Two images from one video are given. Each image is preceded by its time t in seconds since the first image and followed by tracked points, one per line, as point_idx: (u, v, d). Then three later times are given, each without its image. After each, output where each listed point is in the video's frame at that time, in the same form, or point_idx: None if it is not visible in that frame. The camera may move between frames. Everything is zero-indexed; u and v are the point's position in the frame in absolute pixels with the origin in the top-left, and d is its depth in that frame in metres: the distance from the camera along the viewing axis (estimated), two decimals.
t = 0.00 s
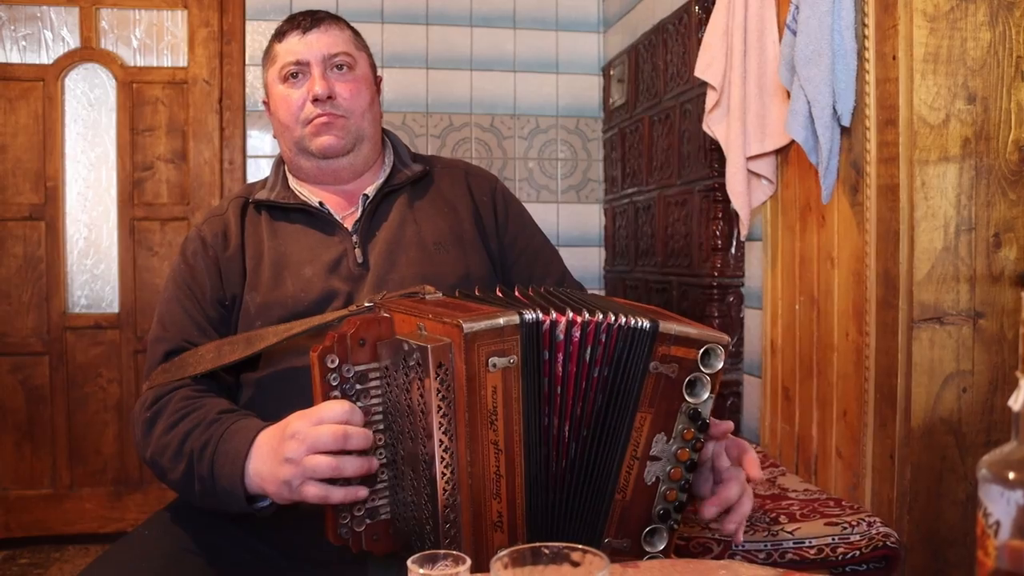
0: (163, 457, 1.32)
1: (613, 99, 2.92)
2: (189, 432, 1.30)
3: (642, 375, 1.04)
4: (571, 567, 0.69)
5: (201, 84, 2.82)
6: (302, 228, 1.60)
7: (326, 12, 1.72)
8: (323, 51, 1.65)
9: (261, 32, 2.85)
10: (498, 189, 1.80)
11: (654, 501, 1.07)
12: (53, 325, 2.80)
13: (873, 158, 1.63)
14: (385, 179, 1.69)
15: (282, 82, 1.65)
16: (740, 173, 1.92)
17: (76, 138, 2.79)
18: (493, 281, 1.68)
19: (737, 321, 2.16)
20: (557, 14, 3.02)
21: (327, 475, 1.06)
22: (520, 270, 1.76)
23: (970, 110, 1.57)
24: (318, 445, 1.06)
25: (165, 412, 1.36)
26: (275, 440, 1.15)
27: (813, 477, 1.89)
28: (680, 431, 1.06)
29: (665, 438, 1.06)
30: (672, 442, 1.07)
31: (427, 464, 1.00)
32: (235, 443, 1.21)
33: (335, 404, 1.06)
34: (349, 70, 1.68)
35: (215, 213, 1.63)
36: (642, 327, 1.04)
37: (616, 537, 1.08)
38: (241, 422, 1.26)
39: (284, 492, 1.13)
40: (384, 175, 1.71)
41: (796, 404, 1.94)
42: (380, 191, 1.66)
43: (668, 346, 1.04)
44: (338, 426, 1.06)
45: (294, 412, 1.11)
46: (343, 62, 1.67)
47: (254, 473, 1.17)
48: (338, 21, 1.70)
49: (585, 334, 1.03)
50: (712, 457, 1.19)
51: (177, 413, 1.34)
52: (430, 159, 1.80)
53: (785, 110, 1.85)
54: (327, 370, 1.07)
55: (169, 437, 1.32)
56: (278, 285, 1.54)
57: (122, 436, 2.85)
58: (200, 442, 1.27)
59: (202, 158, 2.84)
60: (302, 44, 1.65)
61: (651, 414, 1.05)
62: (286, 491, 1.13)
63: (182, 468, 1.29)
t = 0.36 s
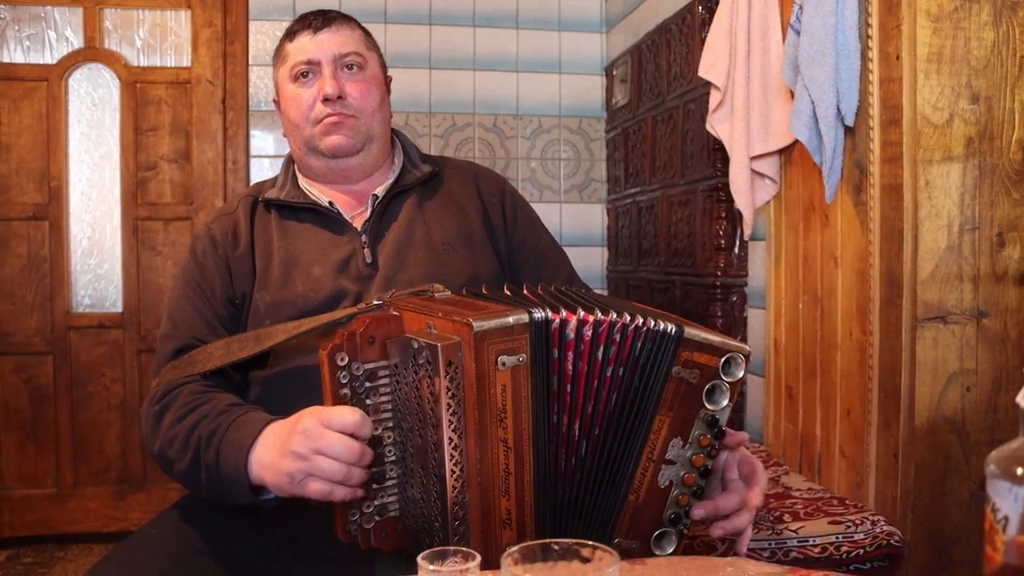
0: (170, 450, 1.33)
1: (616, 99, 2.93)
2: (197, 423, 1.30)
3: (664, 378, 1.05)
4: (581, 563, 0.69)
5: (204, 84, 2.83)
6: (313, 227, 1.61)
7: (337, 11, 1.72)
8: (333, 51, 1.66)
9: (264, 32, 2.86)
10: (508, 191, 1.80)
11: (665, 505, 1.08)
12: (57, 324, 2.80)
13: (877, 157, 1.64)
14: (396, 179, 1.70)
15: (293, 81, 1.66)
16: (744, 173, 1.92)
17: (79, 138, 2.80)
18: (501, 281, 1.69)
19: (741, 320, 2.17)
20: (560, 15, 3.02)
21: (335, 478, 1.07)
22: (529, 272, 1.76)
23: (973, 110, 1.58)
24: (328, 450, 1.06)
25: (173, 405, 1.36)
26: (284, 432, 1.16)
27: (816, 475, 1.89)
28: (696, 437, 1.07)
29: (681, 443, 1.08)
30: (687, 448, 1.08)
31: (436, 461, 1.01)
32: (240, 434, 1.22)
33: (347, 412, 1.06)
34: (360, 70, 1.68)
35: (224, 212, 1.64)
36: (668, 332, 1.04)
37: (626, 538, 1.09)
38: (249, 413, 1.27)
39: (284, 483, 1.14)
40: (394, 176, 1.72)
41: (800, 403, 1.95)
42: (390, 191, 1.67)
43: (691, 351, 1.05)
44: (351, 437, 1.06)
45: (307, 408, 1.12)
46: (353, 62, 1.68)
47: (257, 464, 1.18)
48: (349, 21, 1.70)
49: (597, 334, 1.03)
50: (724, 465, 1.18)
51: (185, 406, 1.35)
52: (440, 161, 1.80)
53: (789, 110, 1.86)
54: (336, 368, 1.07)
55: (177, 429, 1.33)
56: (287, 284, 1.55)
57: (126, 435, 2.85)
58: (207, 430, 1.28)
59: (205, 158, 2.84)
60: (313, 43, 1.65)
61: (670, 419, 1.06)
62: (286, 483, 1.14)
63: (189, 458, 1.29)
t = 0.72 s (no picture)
0: (175, 443, 1.33)
1: (617, 98, 2.92)
2: (203, 417, 1.31)
3: (684, 386, 1.07)
4: (586, 560, 0.69)
5: (206, 83, 2.83)
6: (324, 224, 1.61)
7: (370, 9, 1.73)
8: (362, 47, 1.66)
9: (266, 31, 2.86)
10: (519, 199, 1.80)
11: (673, 512, 1.11)
12: (59, 324, 2.80)
13: (879, 156, 1.64)
14: (410, 181, 1.70)
15: (318, 73, 1.66)
16: (745, 173, 1.92)
17: (80, 138, 2.80)
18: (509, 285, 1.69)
19: (743, 320, 2.17)
20: (561, 14, 3.02)
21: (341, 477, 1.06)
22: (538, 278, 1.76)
23: (976, 109, 1.58)
24: (334, 445, 1.06)
25: (181, 398, 1.37)
26: (291, 432, 1.15)
27: (818, 475, 1.89)
28: (709, 446, 1.09)
29: (694, 451, 1.09)
30: (700, 456, 1.10)
31: (441, 459, 1.01)
32: (250, 429, 1.22)
33: (353, 412, 1.08)
34: (386, 69, 1.69)
35: (237, 204, 1.64)
36: (691, 341, 1.06)
37: (631, 541, 1.10)
38: (256, 409, 1.27)
39: (293, 481, 1.13)
40: (408, 177, 1.72)
41: (802, 404, 1.95)
42: (404, 193, 1.66)
43: (712, 361, 1.07)
44: (361, 434, 1.06)
45: (315, 406, 1.12)
46: (381, 60, 1.68)
47: (265, 461, 1.18)
48: (381, 20, 1.71)
49: (609, 333, 1.04)
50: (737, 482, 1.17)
51: (193, 400, 1.35)
52: (454, 165, 1.80)
53: (791, 109, 1.86)
54: (343, 364, 1.08)
55: (183, 423, 1.33)
56: (295, 281, 1.55)
57: (127, 435, 2.85)
58: (214, 426, 1.28)
59: (207, 158, 2.84)
60: (343, 38, 1.66)
61: (685, 426, 1.08)
62: (295, 481, 1.13)
63: (195, 453, 1.29)
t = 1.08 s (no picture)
0: (182, 437, 1.33)
1: (619, 98, 2.93)
2: (212, 412, 1.32)
3: (678, 377, 1.07)
4: (593, 558, 0.70)
5: (208, 83, 2.83)
6: (333, 222, 1.62)
7: (381, 10, 1.73)
8: (374, 48, 1.66)
9: (268, 31, 2.87)
10: (526, 199, 1.81)
11: (676, 503, 1.11)
12: (62, 324, 2.81)
13: (882, 156, 1.64)
14: (418, 181, 1.70)
15: (329, 73, 1.66)
16: (748, 172, 1.92)
17: (83, 138, 2.80)
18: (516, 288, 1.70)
19: (745, 320, 2.17)
20: (563, 15, 3.03)
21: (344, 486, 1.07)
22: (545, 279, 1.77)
23: (978, 109, 1.58)
24: (341, 455, 1.07)
25: (187, 392, 1.37)
26: (299, 431, 1.17)
27: (820, 474, 1.89)
28: (708, 435, 1.09)
29: (692, 442, 1.09)
30: (699, 446, 1.10)
31: (451, 459, 1.03)
32: (259, 426, 1.23)
33: (364, 418, 1.07)
34: (398, 71, 1.69)
35: (246, 200, 1.64)
36: (684, 332, 1.06)
37: (636, 534, 1.11)
38: (266, 406, 1.28)
39: (293, 481, 1.15)
40: (417, 177, 1.73)
41: (804, 404, 1.95)
42: (413, 193, 1.67)
43: (705, 350, 1.07)
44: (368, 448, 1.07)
45: (326, 407, 1.12)
46: (392, 62, 1.68)
47: (274, 457, 1.18)
48: (392, 21, 1.71)
49: (614, 331, 1.05)
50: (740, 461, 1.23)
51: (201, 394, 1.36)
52: (461, 164, 1.81)
53: (793, 109, 1.87)
54: (351, 365, 1.08)
55: (190, 418, 1.33)
56: (305, 280, 1.55)
57: (130, 435, 2.86)
58: (224, 420, 1.28)
59: (210, 158, 2.85)
60: (354, 38, 1.66)
61: (682, 417, 1.08)
62: (295, 481, 1.14)
63: (202, 447, 1.30)
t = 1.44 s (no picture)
0: (184, 435, 1.33)
1: (621, 98, 2.93)
2: (213, 409, 1.32)
3: (654, 367, 1.07)
4: (600, 557, 0.70)
5: (210, 83, 2.83)
6: (332, 220, 1.61)
7: (367, 10, 1.73)
8: (364, 48, 1.67)
9: (270, 31, 2.87)
10: (524, 193, 1.81)
11: (672, 491, 1.11)
12: (63, 323, 2.81)
13: (884, 156, 1.64)
14: (415, 178, 1.70)
15: (321, 76, 1.66)
16: (750, 172, 1.93)
17: (85, 138, 2.80)
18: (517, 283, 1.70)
19: (747, 319, 2.17)
20: (565, 15, 3.03)
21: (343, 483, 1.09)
22: (544, 274, 1.77)
23: (981, 109, 1.58)
24: (344, 452, 1.08)
25: (189, 391, 1.37)
26: (302, 425, 1.17)
27: (824, 474, 1.90)
28: (695, 420, 1.09)
29: (680, 429, 1.09)
30: (688, 432, 1.10)
31: (456, 458, 1.03)
32: (262, 420, 1.23)
33: (367, 416, 1.09)
34: (389, 70, 1.69)
35: (244, 201, 1.64)
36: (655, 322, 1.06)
37: (635, 528, 1.11)
38: (269, 402, 1.28)
39: (295, 477, 1.15)
40: (415, 174, 1.72)
41: (807, 404, 1.95)
42: (411, 189, 1.67)
43: (680, 337, 1.07)
44: (372, 448, 1.09)
45: (332, 404, 1.13)
46: (383, 61, 1.68)
47: (276, 451, 1.19)
48: (380, 20, 1.71)
49: (608, 328, 1.05)
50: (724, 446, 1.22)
51: (203, 392, 1.36)
52: (460, 161, 1.80)
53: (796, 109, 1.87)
54: (357, 363, 1.09)
55: (192, 415, 1.33)
56: (305, 278, 1.55)
57: (132, 435, 2.86)
58: (226, 416, 1.29)
59: (212, 158, 2.85)
60: (343, 40, 1.67)
61: (665, 406, 1.08)
62: (297, 477, 1.15)
63: (204, 443, 1.30)
